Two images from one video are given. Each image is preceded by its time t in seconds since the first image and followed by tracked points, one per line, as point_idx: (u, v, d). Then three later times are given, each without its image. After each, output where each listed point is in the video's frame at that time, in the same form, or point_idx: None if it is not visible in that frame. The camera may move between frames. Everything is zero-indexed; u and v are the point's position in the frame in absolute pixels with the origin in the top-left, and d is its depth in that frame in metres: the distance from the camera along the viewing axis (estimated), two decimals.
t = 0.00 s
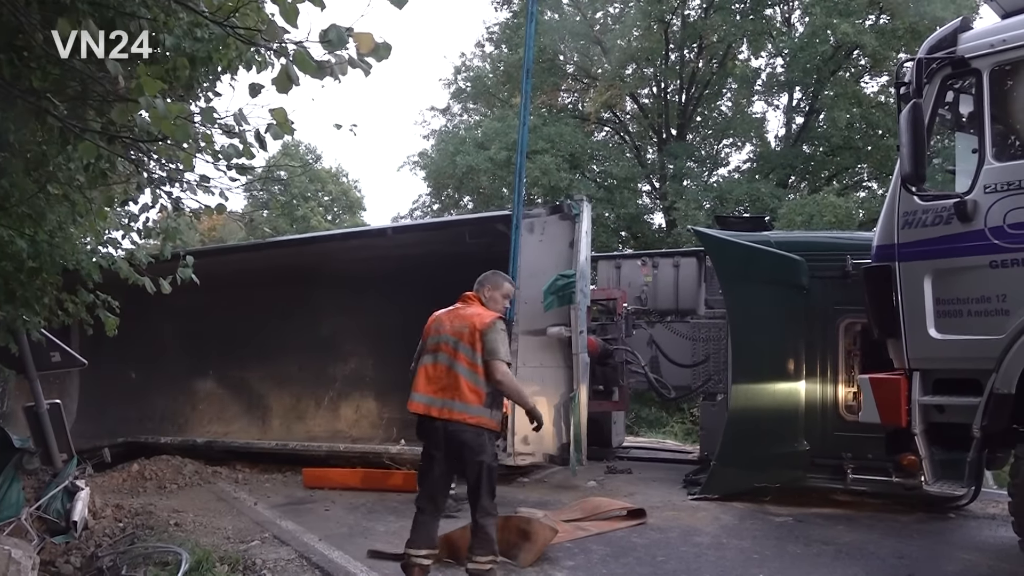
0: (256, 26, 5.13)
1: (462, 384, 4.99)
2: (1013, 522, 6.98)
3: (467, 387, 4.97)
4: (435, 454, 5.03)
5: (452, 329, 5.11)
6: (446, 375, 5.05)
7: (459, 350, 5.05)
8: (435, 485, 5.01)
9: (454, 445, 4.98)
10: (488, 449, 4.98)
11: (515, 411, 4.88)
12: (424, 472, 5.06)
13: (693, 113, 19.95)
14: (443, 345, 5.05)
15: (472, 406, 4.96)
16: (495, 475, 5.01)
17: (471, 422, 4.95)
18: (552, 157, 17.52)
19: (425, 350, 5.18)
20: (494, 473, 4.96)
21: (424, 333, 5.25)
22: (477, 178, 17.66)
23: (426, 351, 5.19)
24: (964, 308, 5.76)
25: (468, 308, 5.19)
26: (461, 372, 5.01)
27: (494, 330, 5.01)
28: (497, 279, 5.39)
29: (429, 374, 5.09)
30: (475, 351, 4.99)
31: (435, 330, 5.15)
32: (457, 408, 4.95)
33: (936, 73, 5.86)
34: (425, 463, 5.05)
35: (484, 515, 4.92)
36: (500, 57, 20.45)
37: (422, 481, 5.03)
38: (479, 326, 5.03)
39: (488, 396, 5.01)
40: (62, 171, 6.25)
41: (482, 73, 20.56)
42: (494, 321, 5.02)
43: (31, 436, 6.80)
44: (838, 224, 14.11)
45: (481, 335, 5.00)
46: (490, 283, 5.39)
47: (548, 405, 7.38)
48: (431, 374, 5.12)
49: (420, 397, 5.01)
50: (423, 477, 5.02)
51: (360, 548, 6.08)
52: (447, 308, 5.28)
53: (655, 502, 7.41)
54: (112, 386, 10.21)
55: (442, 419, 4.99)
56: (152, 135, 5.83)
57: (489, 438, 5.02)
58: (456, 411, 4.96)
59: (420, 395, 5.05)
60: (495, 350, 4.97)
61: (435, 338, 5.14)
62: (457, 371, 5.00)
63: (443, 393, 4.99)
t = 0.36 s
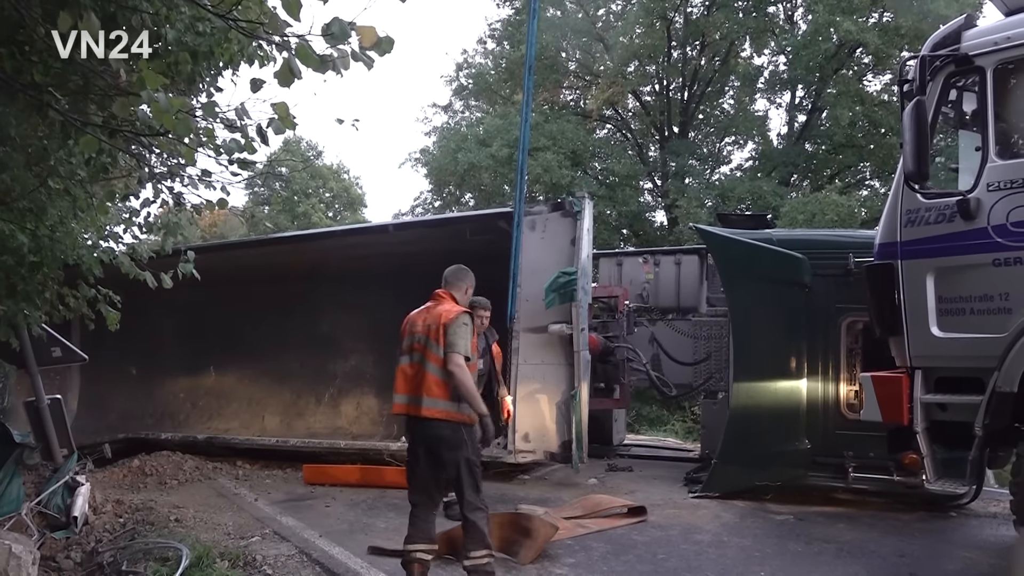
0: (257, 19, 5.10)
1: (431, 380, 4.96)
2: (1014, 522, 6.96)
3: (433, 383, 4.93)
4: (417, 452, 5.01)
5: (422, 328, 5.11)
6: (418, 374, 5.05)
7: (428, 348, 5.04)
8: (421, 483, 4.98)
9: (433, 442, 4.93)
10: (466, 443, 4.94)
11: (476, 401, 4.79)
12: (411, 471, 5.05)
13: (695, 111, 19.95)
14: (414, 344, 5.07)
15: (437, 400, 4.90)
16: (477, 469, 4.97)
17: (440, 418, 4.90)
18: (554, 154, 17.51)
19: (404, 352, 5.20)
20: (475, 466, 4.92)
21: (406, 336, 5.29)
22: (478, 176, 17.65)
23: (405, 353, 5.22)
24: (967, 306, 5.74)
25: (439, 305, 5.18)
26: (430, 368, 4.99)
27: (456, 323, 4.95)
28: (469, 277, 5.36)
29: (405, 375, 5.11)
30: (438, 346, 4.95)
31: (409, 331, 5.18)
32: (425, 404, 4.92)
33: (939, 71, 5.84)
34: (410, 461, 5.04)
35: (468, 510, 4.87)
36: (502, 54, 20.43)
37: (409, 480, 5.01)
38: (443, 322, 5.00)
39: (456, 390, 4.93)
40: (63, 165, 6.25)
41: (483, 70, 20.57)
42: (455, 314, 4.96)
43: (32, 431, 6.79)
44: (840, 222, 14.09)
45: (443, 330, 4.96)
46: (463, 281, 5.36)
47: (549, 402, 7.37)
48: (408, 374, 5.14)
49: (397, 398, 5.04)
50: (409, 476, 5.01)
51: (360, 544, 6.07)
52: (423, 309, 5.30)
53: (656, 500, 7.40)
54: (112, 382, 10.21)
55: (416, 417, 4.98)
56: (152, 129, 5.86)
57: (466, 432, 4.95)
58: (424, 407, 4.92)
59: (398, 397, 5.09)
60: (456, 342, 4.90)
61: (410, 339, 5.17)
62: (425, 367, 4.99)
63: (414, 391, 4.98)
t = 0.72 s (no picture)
0: (252, 7, 5.10)
1: (420, 379, 4.80)
2: None
3: (423, 381, 4.79)
4: (402, 450, 4.85)
5: (406, 326, 4.92)
6: (402, 373, 4.85)
7: (414, 346, 4.87)
8: (408, 480, 4.83)
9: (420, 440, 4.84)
10: (454, 440, 4.87)
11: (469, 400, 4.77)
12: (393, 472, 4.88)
13: (700, 103, 19.65)
14: (396, 343, 4.86)
15: (430, 399, 4.78)
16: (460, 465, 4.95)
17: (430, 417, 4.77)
18: (555, 147, 17.29)
19: (380, 350, 4.97)
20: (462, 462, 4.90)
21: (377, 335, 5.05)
22: (477, 169, 17.42)
23: (380, 352, 4.98)
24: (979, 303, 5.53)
25: (420, 303, 5.02)
26: (418, 367, 4.82)
27: (447, 322, 4.86)
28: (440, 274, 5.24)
29: (385, 374, 4.89)
30: (429, 344, 4.83)
31: (389, 329, 4.96)
32: (415, 403, 4.76)
33: (952, 61, 5.65)
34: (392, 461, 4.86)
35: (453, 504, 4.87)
36: (501, 44, 20.19)
37: (392, 478, 4.85)
38: (432, 320, 4.87)
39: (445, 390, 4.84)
40: (50, 157, 6.07)
41: (482, 61, 20.34)
42: (447, 312, 4.86)
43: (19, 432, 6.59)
44: (849, 217, 13.87)
45: (434, 328, 4.84)
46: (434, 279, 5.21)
47: (550, 402, 7.19)
48: (387, 373, 4.91)
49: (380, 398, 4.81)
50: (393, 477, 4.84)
51: (355, 548, 5.87)
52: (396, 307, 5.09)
53: (659, 503, 7.20)
54: (108, 379, 10.04)
55: (403, 416, 4.80)
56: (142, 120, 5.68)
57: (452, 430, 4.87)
58: (415, 406, 4.76)
59: (379, 396, 4.85)
60: (449, 340, 4.81)
61: (390, 337, 4.96)
62: (414, 366, 4.82)
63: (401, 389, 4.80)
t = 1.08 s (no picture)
0: None
1: (419, 382, 4.81)
2: None
3: (423, 386, 4.81)
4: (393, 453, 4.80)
5: (401, 331, 4.88)
6: (399, 377, 4.82)
7: (411, 351, 4.85)
8: (398, 483, 4.79)
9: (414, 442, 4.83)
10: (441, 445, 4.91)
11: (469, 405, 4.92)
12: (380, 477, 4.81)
13: (705, 96, 19.41)
14: (395, 347, 4.81)
15: (431, 403, 4.82)
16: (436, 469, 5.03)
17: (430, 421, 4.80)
18: (555, 142, 17.05)
19: (371, 353, 4.88)
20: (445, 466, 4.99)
21: (364, 338, 4.94)
22: (476, 164, 17.17)
23: (370, 356, 4.89)
24: (995, 303, 5.31)
25: (411, 309, 5.01)
26: (417, 371, 4.82)
27: (446, 329, 4.93)
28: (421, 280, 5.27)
29: (380, 378, 4.81)
30: (428, 350, 4.86)
31: (382, 333, 4.89)
32: (417, 407, 4.76)
33: (965, 54, 5.41)
34: (383, 465, 4.80)
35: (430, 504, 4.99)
36: (499, 35, 19.93)
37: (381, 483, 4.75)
38: (430, 326, 4.90)
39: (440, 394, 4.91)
40: (33, 153, 5.87)
41: (480, 53, 20.11)
42: (446, 320, 4.93)
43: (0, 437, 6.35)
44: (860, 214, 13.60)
45: (434, 334, 4.88)
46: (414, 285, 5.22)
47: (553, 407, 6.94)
48: (379, 376, 4.84)
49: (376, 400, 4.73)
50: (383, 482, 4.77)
51: (349, 557, 5.66)
52: (384, 311, 5.02)
53: (664, 510, 6.97)
54: (93, 383, 9.83)
55: (401, 420, 4.77)
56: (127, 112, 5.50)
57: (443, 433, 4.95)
58: (416, 410, 4.76)
59: (375, 400, 4.77)
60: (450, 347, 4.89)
61: (383, 342, 4.89)
62: (413, 370, 4.80)
63: (400, 392, 4.76)
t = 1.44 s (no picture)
0: None
1: (412, 381, 4.80)
2: None
3: (416, 384, 4.80)
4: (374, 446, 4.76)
5: (401, 327, 4.86)
6: (393, 372, 4.80)
7: (408, 349, 4.84)
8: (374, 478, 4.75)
9: (396, 439, 4.79)
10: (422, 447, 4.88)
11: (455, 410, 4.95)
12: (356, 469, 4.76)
13: (716, 89, 18.88)
14: (394, 342, 4.78)
15: (419, 402, 4.82)
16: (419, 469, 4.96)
17: (417, 419, 4.78)
18: (561, 136, 16.80)
19: (368, 344, 4.84)
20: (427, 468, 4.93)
21: (362, 328, 4.91)
22: (478, 159, 16.91)
23: (366, 347, 4.85)
24: (1018, 302, 4.97)
25: (412, 308, 5.00)
26: (412, 370, 4.82)
27: (444, 334, 4.96)
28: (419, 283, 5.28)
29: (374, 369, 4.78)
30: (424, 351, 4.87)
31: (381, 326, 4.86)
32: (407, 404, 4.75)
33: (987, 44, 5.15)
34: (361, 457, 4.75)
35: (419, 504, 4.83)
36: (504, 26, 19.66)
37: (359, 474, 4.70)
38: (431, 327, 4.91)
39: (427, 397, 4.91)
40: (20, 146, 5.71)
41: (483, 44, 19.85)
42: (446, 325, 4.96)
43: None
44: (876, 210, 13.29)
45: (433, 336, 4.89)
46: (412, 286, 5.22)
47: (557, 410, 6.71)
48: (373, 368, 4.80)
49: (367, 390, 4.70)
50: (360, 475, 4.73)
51: (347, 565, 5.43)
52: (384, 304, 4.99)
53: (673, 517, 6.74)
54: (84, 386, 9.65)
55: (389, 414, 4.75)
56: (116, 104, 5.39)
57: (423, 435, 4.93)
58: (406, 407, 4.74)
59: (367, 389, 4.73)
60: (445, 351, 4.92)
61: (381, 334, 4.85)
62: (409, 368, 4.80)
63: (393, 388, 4.75)
